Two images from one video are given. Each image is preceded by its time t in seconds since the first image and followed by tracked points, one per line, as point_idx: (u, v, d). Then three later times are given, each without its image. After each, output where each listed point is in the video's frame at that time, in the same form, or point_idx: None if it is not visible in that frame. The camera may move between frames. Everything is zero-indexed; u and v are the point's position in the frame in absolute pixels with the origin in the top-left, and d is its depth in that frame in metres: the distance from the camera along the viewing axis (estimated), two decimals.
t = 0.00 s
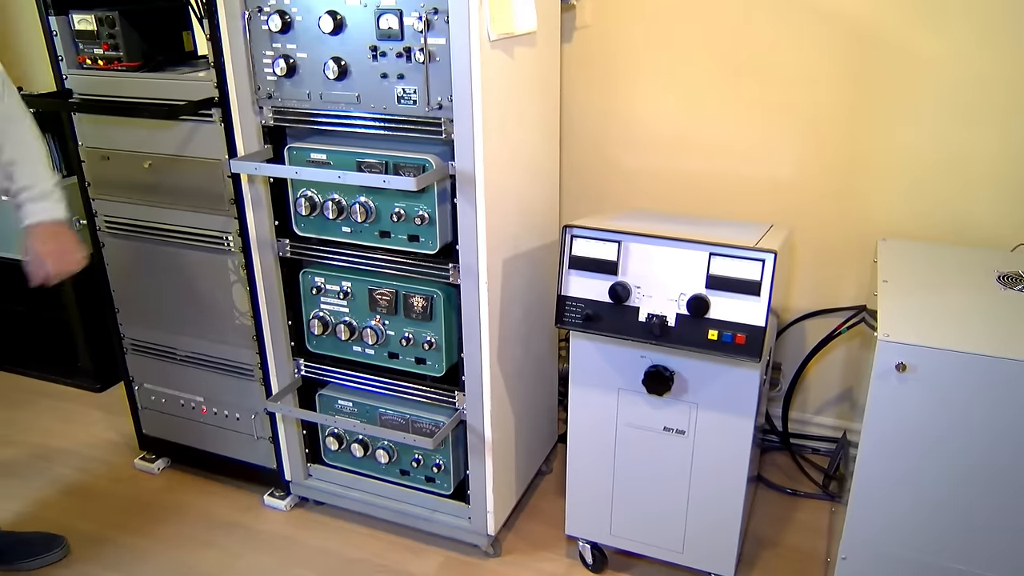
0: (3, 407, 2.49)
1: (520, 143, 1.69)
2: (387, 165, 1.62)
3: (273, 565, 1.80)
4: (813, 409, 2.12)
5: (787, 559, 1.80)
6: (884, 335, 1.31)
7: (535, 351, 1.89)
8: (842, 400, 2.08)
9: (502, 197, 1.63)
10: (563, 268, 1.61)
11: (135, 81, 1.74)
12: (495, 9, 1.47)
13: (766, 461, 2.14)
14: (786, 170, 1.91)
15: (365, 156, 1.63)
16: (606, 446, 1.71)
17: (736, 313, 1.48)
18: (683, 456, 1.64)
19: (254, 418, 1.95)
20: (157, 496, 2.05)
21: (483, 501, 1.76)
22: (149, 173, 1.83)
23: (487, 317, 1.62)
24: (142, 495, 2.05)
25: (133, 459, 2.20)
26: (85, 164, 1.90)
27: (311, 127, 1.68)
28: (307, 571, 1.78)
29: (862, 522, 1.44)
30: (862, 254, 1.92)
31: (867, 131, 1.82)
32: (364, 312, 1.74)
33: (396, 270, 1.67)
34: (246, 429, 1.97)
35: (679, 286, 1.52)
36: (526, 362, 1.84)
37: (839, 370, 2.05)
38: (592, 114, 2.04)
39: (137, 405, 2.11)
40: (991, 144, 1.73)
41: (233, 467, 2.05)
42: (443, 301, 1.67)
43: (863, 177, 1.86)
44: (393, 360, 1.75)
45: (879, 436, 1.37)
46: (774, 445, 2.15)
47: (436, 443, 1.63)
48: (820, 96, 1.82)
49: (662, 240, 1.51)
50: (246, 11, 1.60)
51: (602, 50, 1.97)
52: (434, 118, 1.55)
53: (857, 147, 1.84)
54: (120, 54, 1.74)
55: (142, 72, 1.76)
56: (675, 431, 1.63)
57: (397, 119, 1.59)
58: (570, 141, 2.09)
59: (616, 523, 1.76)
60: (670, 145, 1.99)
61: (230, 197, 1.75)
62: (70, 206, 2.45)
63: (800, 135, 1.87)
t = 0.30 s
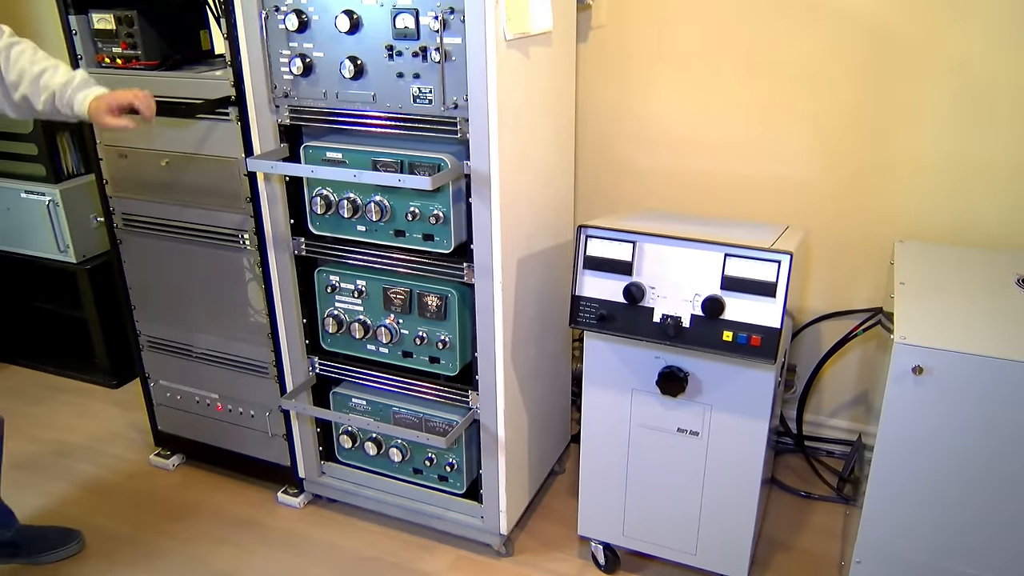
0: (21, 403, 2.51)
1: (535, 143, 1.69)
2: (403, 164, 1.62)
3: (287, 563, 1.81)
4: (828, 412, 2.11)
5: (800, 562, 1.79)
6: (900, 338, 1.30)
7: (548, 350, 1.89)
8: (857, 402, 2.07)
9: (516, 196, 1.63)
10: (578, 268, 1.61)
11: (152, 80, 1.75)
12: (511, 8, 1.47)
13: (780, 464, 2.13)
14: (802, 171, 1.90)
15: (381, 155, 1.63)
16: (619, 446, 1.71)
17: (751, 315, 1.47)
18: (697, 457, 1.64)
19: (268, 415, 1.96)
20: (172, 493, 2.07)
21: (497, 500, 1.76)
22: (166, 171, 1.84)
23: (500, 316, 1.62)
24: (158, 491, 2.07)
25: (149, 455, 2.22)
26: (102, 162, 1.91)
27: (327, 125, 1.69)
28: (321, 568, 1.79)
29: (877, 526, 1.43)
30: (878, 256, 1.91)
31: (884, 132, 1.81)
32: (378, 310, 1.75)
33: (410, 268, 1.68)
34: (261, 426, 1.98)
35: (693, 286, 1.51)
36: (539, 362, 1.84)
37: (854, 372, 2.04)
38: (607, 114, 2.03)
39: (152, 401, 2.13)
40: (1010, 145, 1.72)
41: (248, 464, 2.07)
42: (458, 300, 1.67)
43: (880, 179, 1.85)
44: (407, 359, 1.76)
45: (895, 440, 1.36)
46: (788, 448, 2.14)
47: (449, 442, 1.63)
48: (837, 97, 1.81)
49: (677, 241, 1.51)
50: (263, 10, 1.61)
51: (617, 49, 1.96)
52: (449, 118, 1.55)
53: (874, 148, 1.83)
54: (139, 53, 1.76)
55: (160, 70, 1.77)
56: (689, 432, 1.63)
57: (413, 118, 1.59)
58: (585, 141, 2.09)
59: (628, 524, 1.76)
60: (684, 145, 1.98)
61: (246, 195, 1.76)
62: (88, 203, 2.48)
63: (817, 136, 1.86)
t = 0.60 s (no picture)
0: (39, 397, 2.53)
1: (551, 142, 1.69)
2: (419, 163, 1.62)
3: (301, 559, 1.82)
4: (843, 415, 2.10)
5: (816, 565, 1.78)
6: (918, 341, 1.29)
7: (563, 350, 1.89)
8: (873, 405, 2.05)
9: (533, 196, 1.62)
10: (593, 269, 1.61)
11: (171, 78, 1.77)
12: (529, 7, 1.47)
13: (795, 466, 2.12)
14: (819, 173, 1.89)
15: (397, 154, 1.63)
16: (633, 447, 1.71)
17: (767, 317, 1.46)
18: (711, 459, 1.63)
19: (283, 412, 1.97)
20: (187, 488, 2.08)
21: (510, 499, 1.76)
22: (184, 168, 1.85)
23: (515, 316, 1.62)
24: (173, 487, 2.08)
25: (164, 450, 2.23)
26: (121, 159, 1.92)
27: (344, 124, 1.69)
28: (334, 565, 1.79)
29: (893, 530, 1.42)
30: (896, 258, 1.89)
31: (903, 134, 1.79)
32: (394, 309, 1.75)
33: (426, 267, 1.68)
34: (276, 423, 1.99)
35: (709, 288, 1.51)
36: (554, 362, 1.84)
37: (871, 375, 2.03)
38: (623, 114, 2.03)
39: (168, 397, 2.14)
40: None
41: (262, 460, 2.08)
42: (473, 299, 1.67)
43: (899, 181, 1.83)
44: (421, 357, 1.76)
45: (912, 443, 1.35)
46: (803, 450, 2.13)
47: (463, 441, 1.63)
48: (856, 98, 1.80)
49: (693, 241, 1.50)
50: (282, 9, 1.62)
51: (634, 49, 1.96)
52: (466, 117, 1.55)
53: (892, 150, 1.81)
54: (158, 50, 1.77)
55: (179, 68, 1.79)
56: (704, 434, 1.62)
57: (430, 117, 1.59)
58: (601, 142, 2.08)
59: (642, 525, 1.76)
60: (701, 146, 1.98)
61: (263, 193, 1.77)
62: (107, 200, 2.50)
63: (835, 138, 1.85)
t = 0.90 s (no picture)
0: (54, 394, 2.55)
1: (565, 142, 1.68)
2: (432, 163, 1.62)
3: (312, 557, 1.82)
4: (857, 417, 2.09)
5: (829, 569, 1.77)
6: (932, 343, 1.28)
7: (575, 350, 1.89)
8: (886, 408, 2.04)
9: (545, 196, 1.62)
10: (606, 269, 1.60)
11: (186, 77, 1.78)
12: (543, 7, 1.47)
13: (807, 468, 2.11)
14: (833, 174, 1.88)
15: (410, 154, 1.63)
16: (644, 448, 1.70)
17: (781, 318, 1.46)
18: (724, 460, 1.63)
19: (295, 410, 1.97)
20: (200, 485, 2.09)
21: (521, 499, 1.77)
22: (198, 167, 1.86)
23: (528, 316, 1.62)
24: (186, 484, 2.09)
25: (177, 447, 2.25)
26: (137, 158, 1.94)
27: (358, 123, 1.69)
28: (346, 564, 1.80)
29: (906, 534, 1.41)
30: (911, 260, 1.88)
31: (918, 135, 1.78)
32: (406, 308, 1.76)
33: (438, 267, 1.68)
34: (288, 421, 2.00)
35: (723, 289, 1.50)
36: (566, 362, 1.84)
37: (885, 378, 2.02)
38: (636, 114, 2.03)
39: (182, 395, 2.15)
40: None
41: (274, 458, 2.08)
42: (485, 299, 1.67)
43: (913, 182, 1.82)
44: (433, 357, 1.77)
45: (926, 447, 1.34)
46: (816, 452, 2.12)
47: (475, 441, 1.63)
48: (872, 99, 1.79)
49: (707, 242, 1.50)
50: (296, 8, 1.62)
51: (647, 49, 1.95)
52: (480, 116, 1.55)
53: (907, 151, 1.80)
54: (173, 50, 1.78)
55: (194, 67, 1.80)
56: (717, 435, 1.61)
57: (443, 117, 1.59)
58: (614, 142, 2.08)
59: (654, 527, 1.75)
60: (714, 146, 1.97)
61: (277, 192, 1.78)
62: (122, 198, 2.51)
63: (850, 139, 1.84)
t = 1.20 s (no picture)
0: (74, 389, 2.58)
1: (583, 142, 1.68)
2: (450, 162, 1.62)
3: (328, 554, 1.83)
4: (875, 421, 2.07)
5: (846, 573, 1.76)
6: (953, 347, 1.27)
7: (591, 351, 1.88)
8: (905, 412, 2.02)
9: (563, 196, 1.62)
10: (623, 269, 1.60)
11: (207, 75, 1.79)
12: (562, 7, 1.47)
13: (824, 472, 2.10)
14: (853, 175, 1.87)
15: (428, 153, 1.64)
16: (660, 449, 1.70)
17: (799, 321, 1.45)
18: (740, 463, 1.62)
19: (312, 407, 1.98)
20: (217, 481, 2.11)
21: (536, 498, 1.76)
22: (218, 165, 1.87)
23: (544, 316, 1.62)
24: (203, 479, 2.11)
25: (195, 443, 2.26)
26: (158, 156, 1.95)
27: (377, 122, 1.70)
28: (361, 561, 1.81)
29: (924, 539, 1.40)
30: (932, 263, 1.86)
31: (940, 136, 1.77)
32: (423, 306, 1.76)
33: (455, 266, 1.68)
34: (305, 418, 2.01)
35: (741, 291, 1.49)
36: (582, 362, 1.84)
37: (903, 381, 2.00)
38: (654, 114, 2.02)
39: (200, 391, 2.17)
40: None
41: (290, 454, 2.10)
42: (502, 298, 1.67)
43: (934, 184, 1.80)
44: (450, 356, 1.77)
45: (945, 451, 1.33)
46: (833, 456, 2.11)
47: (490, 440, 1.63)
48: (894, 100, 1.77)
49: (725, 243, 1.49)
50: (316, 7, 1.63)
51: (666, 50, 1.95)
52: (498, 115, 1.55)
53: (929, 152, 1.79)
54: (194, 48, 1.80)
55: (215, 66, 1.81)
56: (733, 437, 1.61)
57: (461, 116, 1.59)
58: (632, 142, 2.08)
59: (669, 529, 1.75)
60: (733, 147, 1.96)
61: (296, 191, 1.79)
62: (141, 195, 2.54)
63: (871, 140, 1.82)
